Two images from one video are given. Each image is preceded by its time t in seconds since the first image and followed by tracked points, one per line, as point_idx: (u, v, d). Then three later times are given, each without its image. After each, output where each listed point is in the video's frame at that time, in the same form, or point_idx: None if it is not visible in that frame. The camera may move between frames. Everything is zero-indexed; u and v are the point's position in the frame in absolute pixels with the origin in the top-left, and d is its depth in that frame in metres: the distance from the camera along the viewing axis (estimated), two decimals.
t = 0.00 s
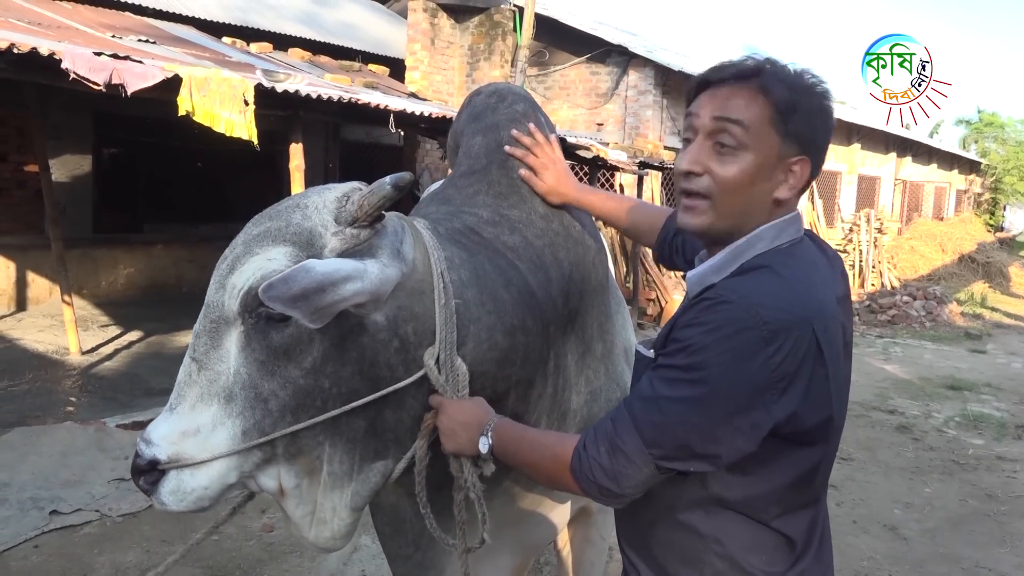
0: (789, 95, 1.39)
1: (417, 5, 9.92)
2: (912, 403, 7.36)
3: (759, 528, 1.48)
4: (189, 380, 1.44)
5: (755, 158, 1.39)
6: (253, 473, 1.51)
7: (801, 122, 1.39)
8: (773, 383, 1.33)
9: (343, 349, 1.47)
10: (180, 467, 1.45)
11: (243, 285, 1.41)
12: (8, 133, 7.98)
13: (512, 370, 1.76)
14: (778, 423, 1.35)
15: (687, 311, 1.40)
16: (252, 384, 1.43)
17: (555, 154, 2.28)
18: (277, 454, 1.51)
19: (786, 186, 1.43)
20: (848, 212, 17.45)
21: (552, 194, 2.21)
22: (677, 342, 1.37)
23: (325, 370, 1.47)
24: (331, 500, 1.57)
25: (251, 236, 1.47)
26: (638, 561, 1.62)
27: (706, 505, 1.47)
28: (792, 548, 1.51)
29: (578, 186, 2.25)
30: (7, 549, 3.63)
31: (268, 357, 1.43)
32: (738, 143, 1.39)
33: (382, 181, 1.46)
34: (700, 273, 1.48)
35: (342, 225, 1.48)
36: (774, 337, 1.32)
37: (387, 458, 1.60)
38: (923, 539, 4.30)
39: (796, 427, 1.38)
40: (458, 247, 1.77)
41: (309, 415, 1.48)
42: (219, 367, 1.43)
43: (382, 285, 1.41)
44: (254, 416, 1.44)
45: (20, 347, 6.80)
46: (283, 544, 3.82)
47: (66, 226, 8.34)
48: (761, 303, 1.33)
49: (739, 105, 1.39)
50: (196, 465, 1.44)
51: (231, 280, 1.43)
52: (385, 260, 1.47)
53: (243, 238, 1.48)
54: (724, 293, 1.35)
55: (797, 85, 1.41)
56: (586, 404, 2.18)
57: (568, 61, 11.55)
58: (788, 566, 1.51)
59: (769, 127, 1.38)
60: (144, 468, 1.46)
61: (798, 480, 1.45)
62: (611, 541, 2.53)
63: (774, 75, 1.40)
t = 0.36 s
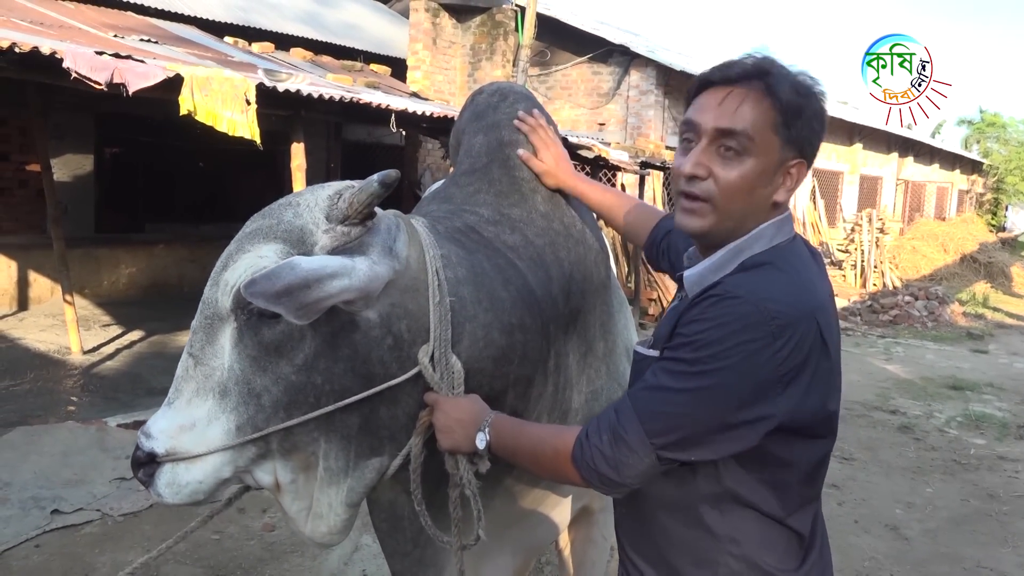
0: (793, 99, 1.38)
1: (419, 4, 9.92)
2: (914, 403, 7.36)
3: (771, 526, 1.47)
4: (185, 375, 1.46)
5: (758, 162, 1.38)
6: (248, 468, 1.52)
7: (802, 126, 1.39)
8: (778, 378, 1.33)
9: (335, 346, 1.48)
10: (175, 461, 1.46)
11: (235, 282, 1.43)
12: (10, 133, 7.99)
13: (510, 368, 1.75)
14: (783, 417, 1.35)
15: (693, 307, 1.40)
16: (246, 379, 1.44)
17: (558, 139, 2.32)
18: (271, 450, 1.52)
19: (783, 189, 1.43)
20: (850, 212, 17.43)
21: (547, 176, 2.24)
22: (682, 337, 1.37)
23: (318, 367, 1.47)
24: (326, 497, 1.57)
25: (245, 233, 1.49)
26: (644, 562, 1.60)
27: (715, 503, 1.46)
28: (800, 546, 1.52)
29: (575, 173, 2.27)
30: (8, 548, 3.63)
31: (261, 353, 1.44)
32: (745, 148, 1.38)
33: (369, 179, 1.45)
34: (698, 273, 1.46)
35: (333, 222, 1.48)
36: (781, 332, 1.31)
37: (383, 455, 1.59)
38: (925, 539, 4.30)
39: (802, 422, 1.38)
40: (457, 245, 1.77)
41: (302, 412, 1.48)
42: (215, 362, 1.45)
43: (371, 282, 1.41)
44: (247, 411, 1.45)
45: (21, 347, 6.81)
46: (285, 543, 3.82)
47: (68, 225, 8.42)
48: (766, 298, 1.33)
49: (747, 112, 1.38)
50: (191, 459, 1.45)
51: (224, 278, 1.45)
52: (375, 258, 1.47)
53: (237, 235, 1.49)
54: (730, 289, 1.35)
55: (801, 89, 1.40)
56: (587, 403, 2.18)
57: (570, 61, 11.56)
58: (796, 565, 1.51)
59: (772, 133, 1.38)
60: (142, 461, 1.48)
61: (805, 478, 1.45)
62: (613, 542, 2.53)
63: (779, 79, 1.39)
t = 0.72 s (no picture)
0: (774, 100, 1.35)
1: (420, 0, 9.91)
2: (915, 399, 7.35)
3: (769, 521, 1.47)
4: (183, 371, 1.46)
5: (748, 169, 1.37)
6: (246, 463, 1.51)
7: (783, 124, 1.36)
8: (774, 372, 1.32)
9: (333, 341, 1.47)
10: (174, 456, 1.46)
11: (234, 277, 1.43)
12: (11, 129, 7.99)
13: (508, 363, 1.75)
14: (779, 413, 1.35)
15: (690, 303, 1.39)
16: (244, 374, 1.45)
17: (556, 150, 2.25)
18: (270, 444, 1.52)
19: (774, 185, 1.43)
20: (852, 208, 17.42)
21: (552, 193, 2.19)
22: (679, 334, 1.36)
23: (316, 361, 1.47)
24: (324, 491, 1.57)
25: (243, 228, 1.48)
26: (645, 557, 1.60)
27: (715, 499, 1.45)
28: (799, 541, 1.51)
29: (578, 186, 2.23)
30: (9, 544, 3.64)
31: (259, 348, 1.44)
32: (733, 160, 1.36)
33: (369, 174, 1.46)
34: (697, 273, 1.45)
35: (332, 217, 1.48)
36: (777, 327, 1.31)
37: (381, 450, 1.59)
38: (926, 535, 4.29)
39: (799, 417, 1.37)
40: (455, 241, 1.77)
41: (301, 407, 1.48)
42: (212, 357, 1.45)
43: (370, 277, 1.41)
44: (246, 406, 1.45)
45: (22, 343, 6.81)
46: (285, 540, 3.82)
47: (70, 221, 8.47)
48: (763, 293, 1.32)
49: (729, 123, 1.35)
50: (190, 454, 1.45)
51: (223, 272, 1.44)
52: (374, 252, 1.47)
53: (234, 229, 1.49)
54: (726, 285, 1.34)
55: (778, 84, 1.37)
56: (586, 400, 2.18)
57: (571, 57, 11.54)
58: (794, 559, 1.50)
59: (758, 139, 1.36)
60: (140, 457, 1.48)
61: (804, 474, 1.45)
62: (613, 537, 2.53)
63: (755, 81, 1.35)
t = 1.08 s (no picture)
0: (778, 103, 1.34)
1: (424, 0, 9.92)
2: (920, 399, 7.33)
3: (774, 522, 1.46)
4: (186, 371, 1.45)
5: (754, 173, 1.37)
6: (250, 463, 1.51)
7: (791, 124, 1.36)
8: (781, 373, 1.32)
9: (337, 341, 1.47)
10: (176, 458, 1.44)
11: (239, 278, 1.42)
12: (16, 129, 8.01)
13: (510, 365, 1.75)
14: (784, 413, 1.34)
15: (697, 303, 1.39)
16: (248, 375, 1.43)
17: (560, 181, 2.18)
18: (273, 445, 1.51)
19: (781, 186, 1.43)
20: (856, 208, 17.39)
21: (557, 223, 2.12)
22: (686, 334, 1.36)
23: (321, 362, 1.47)
24: (327, 492, 1.56)
25: (247, 229, 1.47)
26: (648, 557, 1.60)
27: (718, 499, 1.45)
28: (805, 543, 1.50)
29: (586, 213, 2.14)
30: (15, 542, 3.65)
31: (264, 348, 1.43)
32: (738, 165, 1.36)
33: (377, 174, 1.46)
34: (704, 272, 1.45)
35: (337, 217, 1.48)
36: (784, 327, 1.30)
37: (384, 450, 1.60)
38: (930, 536, 4.28)
39: (804, 417, 1.37)
40: (457, 242, 1.77)
41: (305, 407, 1.48)
42: (216, 358, 1.43)
43: (376, 277, 1.41)
44: (249, 407, 1.44)
45: (28, 342, 6.83)
46: (290, 539, 3.82)
47: (75, 221, 8.49)
48: (770, 293, 1.32)
49: (732, 128, 1.34)
50: (193, 455, 1.44)
51: (228, 274, 1.43)
52: (380, 253, 1.46)
53: (239, 230, 1.48)
54: (734, 285, 1.34)
55: (782, 86, 1.35)
56: (588, 401, 2.17)
57: (575, 57, 11.54)
58: (799, 560, 1.50)
59: (763, 143, 1.35)
60: (142, 458, 1.46)
61: (808, 476, 1.44)
62: (616, 538, 2.52)
63: (759, 83, 1.34)
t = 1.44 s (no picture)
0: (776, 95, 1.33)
1: (430, 1, 9.92)
2: (927, 401, 7.31)
3: (775, 527, 1.45)
4: (193, 372, 1.44)
5: (746, 164, 1.36)
6: (256, 464, 1.50)
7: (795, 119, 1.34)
8: (788, 379, 1.31)
9: (345, 341, 1.48)
10: (183, 460, 1.43)
11: (248, 279, 1.41)
12: (25, 130, 8.05)
13: (515, 365, 1.75)
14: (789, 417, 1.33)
15: (705, 304, 1.39)
16: (257, 376, 1.43)
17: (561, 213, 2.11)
18: (279, 445, 1.50)
19: (786, 183, 1.39)
20: (863, 209, 17.34)
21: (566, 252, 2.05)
22: (693, 336, 1.36)
23: (329, 362, 1.47)
24: (332, 492, 1.57)
25: (255, 228, 1.46)
26: (649, 557, 1.59)
27: (719, 501, 1.44)
28: (806, 549, 1.48)
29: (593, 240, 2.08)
30: (22, 540, 3.67)
31: (273, 348, 1.43)
32: (729, 153, 1.36)
33: (386, 173, 1.47)
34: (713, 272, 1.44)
35: (346, 217, 1.48)
36: (792, 332, 1.30)
37: (389, 450, 1.61)
38: (937, 538, 4.27)
39: (808, 424, 1.36)
40: (462, 242, 1.77)
41: (313, 408, 1.48)
42: (224, 359, 1.43)
43: (385, 277, 1.42)
44: (257, 407, 1.44)
45: (36, 341, 6.86)
46: (295, 538, 3.83)
47: (82, 221, 8.56)
48: (778, 297, 1.31)
49: (729, 114, 1.35)
50: (200, 457, 1.43)
51: (236, 275, 1.42)
52: (388, 253, 1.47)
53: (246, 230, 1.47)
54: (743, 287, 1.33)
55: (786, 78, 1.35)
56: (593, 401, 2.17)
57: (581, 57, 11.52)
58: (800, 565, 1.48)
59: (758, 134, 1.34)
60: (147, 460, 1.44)
61: (812, 483, 1.42)
62: (620, 539, 2.52)
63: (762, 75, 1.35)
